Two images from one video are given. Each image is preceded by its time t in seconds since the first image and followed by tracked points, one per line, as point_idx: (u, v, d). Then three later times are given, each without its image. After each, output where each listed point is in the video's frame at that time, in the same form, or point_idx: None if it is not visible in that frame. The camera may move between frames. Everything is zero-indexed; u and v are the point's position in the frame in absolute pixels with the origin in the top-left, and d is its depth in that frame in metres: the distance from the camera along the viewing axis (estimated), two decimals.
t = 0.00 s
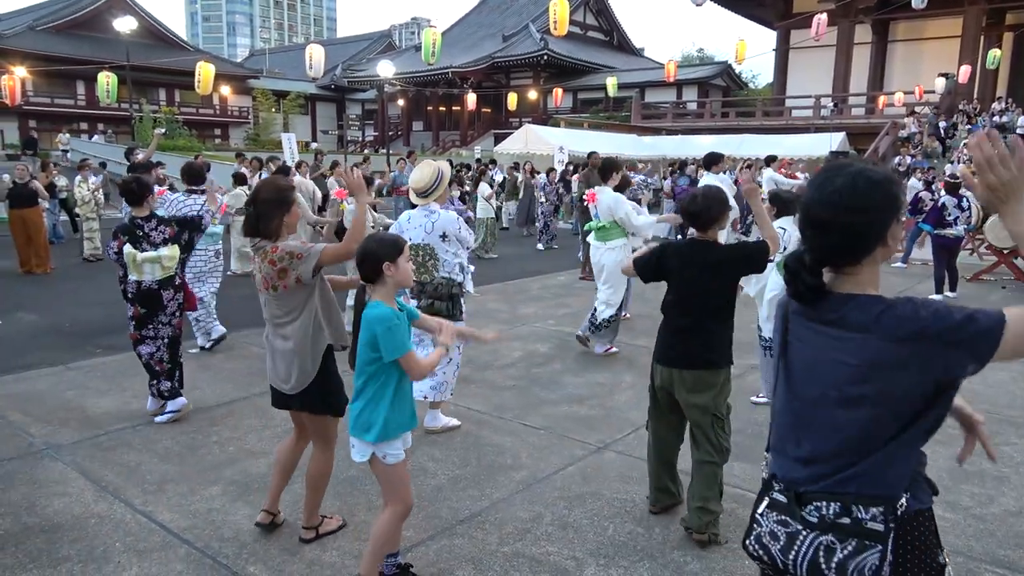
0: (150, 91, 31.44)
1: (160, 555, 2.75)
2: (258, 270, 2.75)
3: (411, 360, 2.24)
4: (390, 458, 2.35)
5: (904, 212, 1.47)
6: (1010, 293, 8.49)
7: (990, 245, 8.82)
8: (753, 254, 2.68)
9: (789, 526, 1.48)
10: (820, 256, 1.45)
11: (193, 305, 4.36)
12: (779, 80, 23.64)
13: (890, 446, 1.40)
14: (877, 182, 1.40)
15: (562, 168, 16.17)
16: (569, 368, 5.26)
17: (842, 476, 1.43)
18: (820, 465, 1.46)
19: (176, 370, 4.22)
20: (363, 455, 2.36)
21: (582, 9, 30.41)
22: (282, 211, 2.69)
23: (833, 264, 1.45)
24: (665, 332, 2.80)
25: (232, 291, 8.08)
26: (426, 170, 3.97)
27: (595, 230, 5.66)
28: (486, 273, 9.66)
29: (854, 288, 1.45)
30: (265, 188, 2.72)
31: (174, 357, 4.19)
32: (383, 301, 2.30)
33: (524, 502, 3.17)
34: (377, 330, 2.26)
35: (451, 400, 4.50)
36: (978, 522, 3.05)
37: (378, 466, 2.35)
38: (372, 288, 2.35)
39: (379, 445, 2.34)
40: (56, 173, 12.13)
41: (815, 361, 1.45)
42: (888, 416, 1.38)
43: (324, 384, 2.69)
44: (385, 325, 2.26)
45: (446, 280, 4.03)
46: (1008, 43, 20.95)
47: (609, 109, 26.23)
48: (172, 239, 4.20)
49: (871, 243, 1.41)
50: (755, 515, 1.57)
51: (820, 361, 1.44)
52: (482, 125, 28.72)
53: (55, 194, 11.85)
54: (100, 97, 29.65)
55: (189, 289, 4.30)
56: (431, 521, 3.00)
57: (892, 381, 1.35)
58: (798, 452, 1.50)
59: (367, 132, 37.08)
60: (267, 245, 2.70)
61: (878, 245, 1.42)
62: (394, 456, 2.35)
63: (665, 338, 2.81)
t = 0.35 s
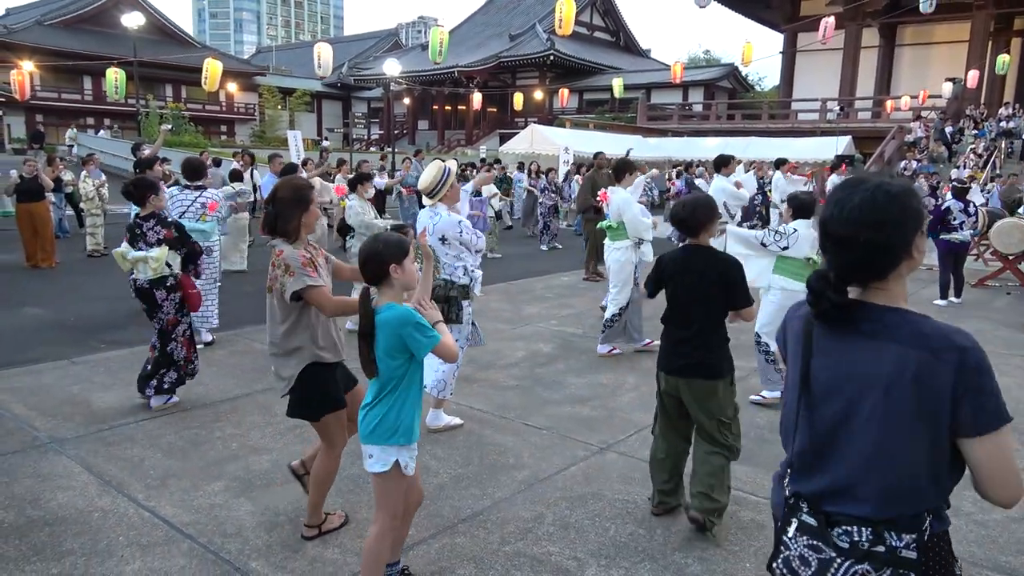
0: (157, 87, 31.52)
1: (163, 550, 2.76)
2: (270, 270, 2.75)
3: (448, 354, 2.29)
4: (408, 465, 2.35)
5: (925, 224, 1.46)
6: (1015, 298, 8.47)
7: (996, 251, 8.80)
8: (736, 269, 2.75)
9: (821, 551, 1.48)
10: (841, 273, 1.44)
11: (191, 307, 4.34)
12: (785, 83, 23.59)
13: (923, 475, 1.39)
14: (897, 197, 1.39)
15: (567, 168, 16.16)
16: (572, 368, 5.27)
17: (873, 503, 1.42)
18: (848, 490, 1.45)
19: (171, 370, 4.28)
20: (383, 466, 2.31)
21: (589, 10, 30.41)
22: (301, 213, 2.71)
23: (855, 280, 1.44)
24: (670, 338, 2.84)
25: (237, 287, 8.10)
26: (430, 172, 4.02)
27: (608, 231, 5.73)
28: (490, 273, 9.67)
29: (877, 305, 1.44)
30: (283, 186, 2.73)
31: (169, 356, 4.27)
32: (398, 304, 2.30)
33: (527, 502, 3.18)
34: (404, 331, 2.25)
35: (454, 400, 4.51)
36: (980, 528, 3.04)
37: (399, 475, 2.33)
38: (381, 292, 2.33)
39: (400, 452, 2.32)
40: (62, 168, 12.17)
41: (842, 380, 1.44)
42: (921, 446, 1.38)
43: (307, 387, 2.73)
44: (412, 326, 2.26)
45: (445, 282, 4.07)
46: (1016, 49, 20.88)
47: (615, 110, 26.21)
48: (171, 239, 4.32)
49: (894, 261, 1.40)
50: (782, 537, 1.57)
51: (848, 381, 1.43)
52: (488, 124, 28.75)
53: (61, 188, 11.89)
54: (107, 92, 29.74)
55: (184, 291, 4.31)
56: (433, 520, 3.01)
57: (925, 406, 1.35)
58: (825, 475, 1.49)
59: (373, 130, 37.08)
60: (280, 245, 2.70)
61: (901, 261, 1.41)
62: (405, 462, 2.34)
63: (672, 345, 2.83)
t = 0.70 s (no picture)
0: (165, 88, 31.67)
1: (167, 550, 2.77)
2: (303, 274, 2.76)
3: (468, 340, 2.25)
4: (420, 461, 2.33)
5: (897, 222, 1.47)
6: (1021, 307, 8.44)
7: (1003, 259, 8.77)
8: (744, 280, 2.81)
9: (832, 540, 1.44)
10: (821, 273, 1.44)
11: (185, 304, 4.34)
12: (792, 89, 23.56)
13: (912, 462, 1.42)
14: (872, 197, 1.39)
15: (572, 172, 16.19)
16: (576, 372, 5.28)
17: (867, 489, 1.44)
18: (845, 478, 1.45)
19: (170, 362, 4.35)
20: (395, 465, 2.30)
21: (596, 14, 30.44)
22: (326, 214, 2.77)
23: (837, 279, 1.44)
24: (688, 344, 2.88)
25: (242, 288, 8.12)
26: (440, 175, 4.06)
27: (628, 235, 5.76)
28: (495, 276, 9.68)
29: (856, 303, 1.44)
30: (308, 187, 2.79)
31: (168, 349, 4.34)
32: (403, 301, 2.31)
33: (530, 506, 3.18)
34: (403, 326, 2.24)
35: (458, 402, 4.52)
36: (986, 537, 3.03)
37: (413, 470, 2.31)
38: (384, 288, 2.34)
39: (409, 449, 2.30)
40: (70, 168, 12.23)
41: (831, 374, 1.44)
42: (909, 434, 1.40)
43: (328, 380, 2.73)
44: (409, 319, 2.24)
45: (448, 283, 4.19)
46: None
47: (621, 114, 26.21)
48: (170, 235, 4.31)
49: (873, 258, 1.40)
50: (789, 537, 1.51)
51: (837, 375, 1.43)
52: (494, 128, 28.82)
53: (68, 188, 11.95)
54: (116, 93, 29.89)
55: (178, 286, 4.33)
56: (437, 522, 3.01)
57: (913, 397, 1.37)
58: (822, 466, 1.48)
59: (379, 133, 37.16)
60: (311, 249, 2.74)
61: (880, 258, 1.41)
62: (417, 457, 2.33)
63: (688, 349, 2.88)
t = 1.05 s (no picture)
0: (169, 88, 31.74)
1: (168, 549, 2.77)
2: (325, 279, 2.83)
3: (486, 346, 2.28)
4: (434, 468, 2.32)
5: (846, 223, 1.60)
6: None
7: (1006, 263, 8.74)
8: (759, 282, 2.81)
9: (781, 514, 1.51)
10: (777, 266, 1.56)
11: (185, 302, 4.33)
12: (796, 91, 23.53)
13: (860, 439, 1.53)
14: (822, 197, 1.52)
15: (576, 174, 16.21)
16: (579, 374, 5.28)
17: (815, 467, 1.53)
18: (795, 455, 1.54)
19: (169, 359, 4.36)
20: (410, 471, 2.29)
21: (600, 17, 30.45)
22: (344, 221, 2.86)
23: (789, 272, 1.56)
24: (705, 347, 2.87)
25: (244, 288, 8.12)
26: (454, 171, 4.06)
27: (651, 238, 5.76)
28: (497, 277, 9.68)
29: (809, 292, 1.57)
30: (327, 194, 2.90)
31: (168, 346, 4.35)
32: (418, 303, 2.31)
33: (531, 508, 3.17)
34: (411, 330, 2.24)
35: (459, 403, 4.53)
36: (989, 541, 3.02)
37: (429, 479, 2.31)
38: (395, 291, 2.35)
39: (424, 455, 2.30)
40: (74, 168, 12.25)
41: (784, 358, 1.55)
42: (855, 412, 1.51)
43: (354, 382, 2.76)
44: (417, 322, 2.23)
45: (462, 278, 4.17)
46: None
47: (624, 117, 26.22)
48: (171, 233, 4.31)
49: (824, 252, 1.53)
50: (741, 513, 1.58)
51: (789, 357, 1.54)
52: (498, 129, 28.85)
53: (72, 187, 11.98)
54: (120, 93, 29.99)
55: (176, 283, 4.33)
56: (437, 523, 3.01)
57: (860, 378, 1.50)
58: (773, 445, 1.57)
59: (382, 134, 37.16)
60: (333, 254, 2.83)
61: (830, 252, 1.54)
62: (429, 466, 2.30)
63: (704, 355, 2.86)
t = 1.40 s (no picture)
0: (167, 89, 31.70)
1: (165, 550, 2.76)
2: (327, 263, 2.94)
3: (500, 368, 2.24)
4: (443, 476, 2.32)
5: (831, 224, 1.63)
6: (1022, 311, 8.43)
7: (1002, 264, 8.77)
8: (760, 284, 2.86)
9: (761, 501, 1.51)
10: (764, 265, 1.57)
11: (186, 302, 4.35)
12: (793, 92, 23.56)
13: (842, 432, 1.53)
14: (807, 199, 1.56)
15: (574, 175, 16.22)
16: (577, 374, 5.28)
17: (797, 458, 1.52)
18: (777, 446, 1.54)
19: (181, 355, 4.37)
20: (422, 483, 2.27)
21: (598, 18, 30.45)
22: (357, 213, 2.94)
23: (775, 271, 1.58)
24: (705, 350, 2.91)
25: (242, 289, 8.11)
26: (470, 178, 4.04)
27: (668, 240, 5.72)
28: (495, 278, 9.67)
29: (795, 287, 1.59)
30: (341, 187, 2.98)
31: (179, 343, 4.38)
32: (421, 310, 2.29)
33: (528, 509, 3.17)
34: (426, 342, 2.22)
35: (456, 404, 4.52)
36: (986, 541, 3.02)
37: (438, 487, 2.30)
38: (399, 299, 2.32)
39: (436, 464, 2.29)
40: (71, 168, 12.21)
41: (769, 350, 1.55)
42: (835, 404, 1.51)
43: (341, 376, 2.83)
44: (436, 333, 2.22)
45: (474, 284, 4.14)
46: None
47: (622, 117, 26.24)
48: (177, 234, 4.33)
49: (807, 250, 1.55)
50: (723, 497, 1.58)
51: (774, 349, 1.55)
52: (495, 130, 28.86)
53: (68, 189, 11.95)
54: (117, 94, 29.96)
55: (176, 285, 4.33)
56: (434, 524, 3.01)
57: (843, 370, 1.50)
58: (758, 436, 1.57)
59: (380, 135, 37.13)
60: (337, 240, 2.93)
61: (812, 250, 1.56)
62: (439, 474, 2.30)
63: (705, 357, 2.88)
